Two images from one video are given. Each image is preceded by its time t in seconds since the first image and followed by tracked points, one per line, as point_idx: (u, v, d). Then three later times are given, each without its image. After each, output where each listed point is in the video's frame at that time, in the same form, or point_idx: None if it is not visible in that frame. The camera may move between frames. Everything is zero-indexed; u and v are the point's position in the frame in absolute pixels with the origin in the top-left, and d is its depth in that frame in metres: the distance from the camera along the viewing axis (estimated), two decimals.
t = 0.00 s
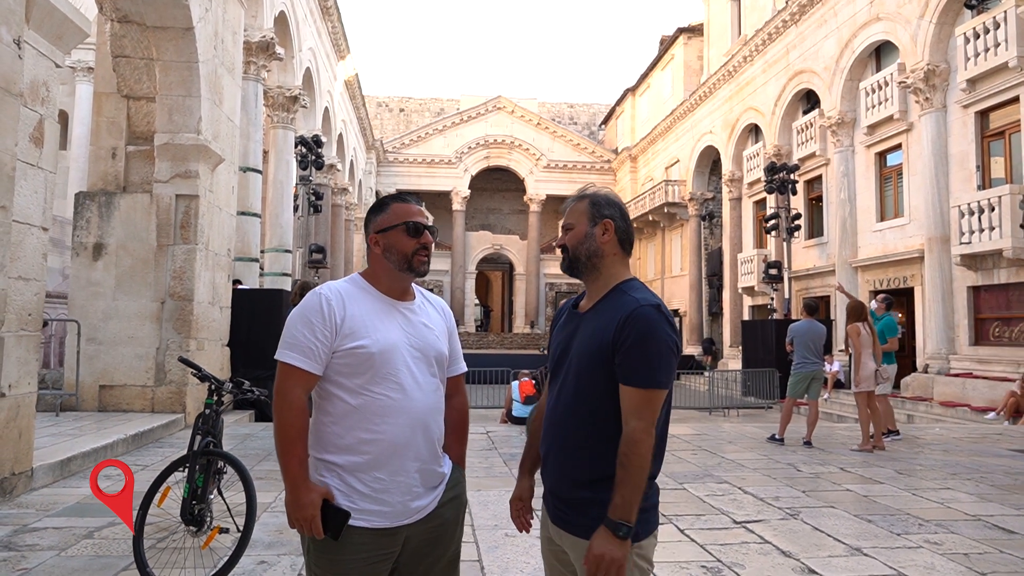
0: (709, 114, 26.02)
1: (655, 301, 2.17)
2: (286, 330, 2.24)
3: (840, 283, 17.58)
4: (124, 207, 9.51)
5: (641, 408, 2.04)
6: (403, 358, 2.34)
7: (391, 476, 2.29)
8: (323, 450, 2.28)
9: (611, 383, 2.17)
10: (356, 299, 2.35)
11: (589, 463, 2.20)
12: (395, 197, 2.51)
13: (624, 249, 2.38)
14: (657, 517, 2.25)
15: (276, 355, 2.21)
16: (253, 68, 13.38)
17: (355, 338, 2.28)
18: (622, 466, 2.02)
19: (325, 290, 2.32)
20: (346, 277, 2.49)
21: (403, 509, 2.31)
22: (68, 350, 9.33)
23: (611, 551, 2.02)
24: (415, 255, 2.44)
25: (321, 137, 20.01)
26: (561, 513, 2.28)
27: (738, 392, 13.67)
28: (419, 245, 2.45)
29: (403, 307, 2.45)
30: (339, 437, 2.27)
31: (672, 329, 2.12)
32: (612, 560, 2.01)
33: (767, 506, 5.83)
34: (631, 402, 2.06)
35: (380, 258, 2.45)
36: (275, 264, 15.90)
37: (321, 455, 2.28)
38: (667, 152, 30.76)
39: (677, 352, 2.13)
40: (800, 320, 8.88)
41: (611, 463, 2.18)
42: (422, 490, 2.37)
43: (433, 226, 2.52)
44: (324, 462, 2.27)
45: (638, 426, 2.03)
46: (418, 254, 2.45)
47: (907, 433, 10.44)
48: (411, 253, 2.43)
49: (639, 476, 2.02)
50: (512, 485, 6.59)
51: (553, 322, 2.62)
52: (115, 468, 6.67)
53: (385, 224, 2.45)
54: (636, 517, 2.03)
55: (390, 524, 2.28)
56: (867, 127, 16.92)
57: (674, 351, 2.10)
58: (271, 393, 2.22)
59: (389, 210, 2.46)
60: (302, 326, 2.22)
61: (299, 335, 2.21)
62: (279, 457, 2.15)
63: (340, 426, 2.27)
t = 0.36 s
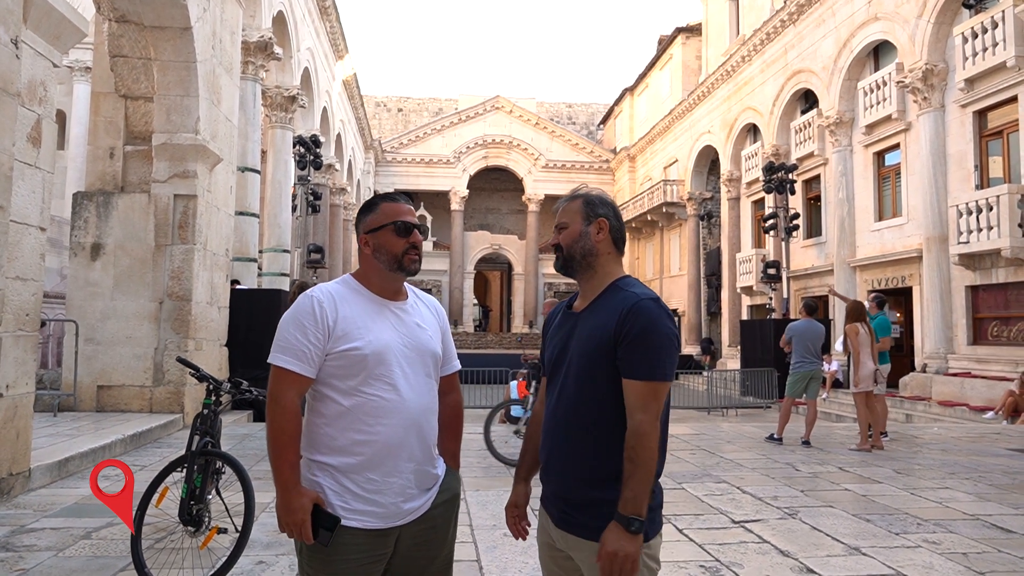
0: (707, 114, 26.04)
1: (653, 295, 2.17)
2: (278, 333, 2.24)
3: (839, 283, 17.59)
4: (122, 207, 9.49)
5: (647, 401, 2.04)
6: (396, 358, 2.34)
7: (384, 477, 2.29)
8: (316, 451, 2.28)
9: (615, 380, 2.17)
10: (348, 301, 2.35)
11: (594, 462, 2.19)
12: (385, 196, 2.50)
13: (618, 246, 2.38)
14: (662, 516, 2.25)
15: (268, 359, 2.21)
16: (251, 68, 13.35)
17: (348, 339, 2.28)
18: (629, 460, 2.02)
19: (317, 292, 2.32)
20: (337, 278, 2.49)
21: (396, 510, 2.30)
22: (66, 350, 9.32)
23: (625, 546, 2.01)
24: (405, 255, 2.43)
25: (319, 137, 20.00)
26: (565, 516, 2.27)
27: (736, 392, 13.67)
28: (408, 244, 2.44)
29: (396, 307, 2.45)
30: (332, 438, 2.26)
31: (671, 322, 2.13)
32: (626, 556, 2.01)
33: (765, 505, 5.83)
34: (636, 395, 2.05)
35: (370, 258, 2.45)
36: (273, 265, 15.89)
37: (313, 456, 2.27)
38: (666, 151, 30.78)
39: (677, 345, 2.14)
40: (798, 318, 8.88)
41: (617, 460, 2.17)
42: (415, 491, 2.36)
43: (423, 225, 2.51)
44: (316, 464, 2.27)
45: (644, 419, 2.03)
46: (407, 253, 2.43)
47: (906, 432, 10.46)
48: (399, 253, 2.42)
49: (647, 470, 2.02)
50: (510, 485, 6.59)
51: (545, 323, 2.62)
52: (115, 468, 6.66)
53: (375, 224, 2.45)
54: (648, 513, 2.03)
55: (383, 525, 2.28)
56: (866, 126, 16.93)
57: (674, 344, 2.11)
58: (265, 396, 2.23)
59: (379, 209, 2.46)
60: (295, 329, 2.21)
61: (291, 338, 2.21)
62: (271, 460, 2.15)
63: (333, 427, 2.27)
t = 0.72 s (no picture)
0: (705, 114, 26.07)
1: (660, 293, 2.19)
2: (273, 334, 2.23)
3: (837, 283, 17.60)
4: (120, 209, 9.48)
5: (664, 398, 2.05)
6: (393, 358, 2.34)
7: (383, 478, 2.29)
8: (313, 452, 2.28)
9: (626, 378, 2.18)
10: (343, 302, 2.35)
11: (605, 462, 2.19)
12: (379, 197, 2.50)
13: (618, 246, 2.40)
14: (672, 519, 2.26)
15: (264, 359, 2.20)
16: (248, 69, 13.35)
17: (344, 339, 2.28)
18: (656, 460, 2.03)
19: (312, 292, 2.32)
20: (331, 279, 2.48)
21: (395, 510, 2.31)
22: (64, 352, 9.30)
23: (669, 549, 2.01)
24: (399, 255, 2.44)
25: (317, 138, 20.02)
26: (574, 520, 2.26)
27: (734, 392, 13.68)
28: (398, 244, 2.44)
29: (391, 307, 2.45)
30: (329, 439, 2.26)
31: (680, 319, 2.14)
32: (673, 558, 2.00)
33: (763, 506, 5.84)
34: (653, 393, 2.06)
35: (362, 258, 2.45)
36: (271, 266, 15.89)
37: (311, 457, 2.27)
38: (664, 152, 30.80)
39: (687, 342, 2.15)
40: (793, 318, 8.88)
41: (633, 460, 2.18)
42: (414, 492, 2.37)
43: (417, 225, 2.52)
44: (315, 465, 2.26)
45: (665, 417, 2.04)
46: (396, 252, 2.43)
47: (903, 432, 10.47)
48: (389, 251, 2.42)
49: (677, 468, 2.03)
50: (508, 485, 6.59)
51: (544, 326, 2.62)
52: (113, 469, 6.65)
53: (368, 224, 2.45)
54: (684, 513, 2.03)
55: (381, 525, 2.29)
56: (863, 127, 16.96)
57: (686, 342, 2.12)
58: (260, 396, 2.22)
59: (373, 210, 2.46)
60: (290, 330, 2.21)
61: (286, 339, 2.21)
62: (269, 459, 2.13)
63: (331, 427, 2.26)
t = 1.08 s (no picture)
0: (709, 115, 26.04)
1: (670, 294, 2.19)
2: (280, 334, 2.26)
3: (841, 284, 17.56)
4: (125, 209, 9.51)
5: (671, 402, 2.05)
6: (399, 358, 2.34)
7: (388, 477, 2.29)
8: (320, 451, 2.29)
9: (634, 379, 2.17)
10: (350, 302, 2.36)
11: (611, 464, 2.19)
12: (389, 200, 2.51)
13: (631, 247, 2.39)
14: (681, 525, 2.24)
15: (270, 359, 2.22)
16: (252, 70, 13.37)
17: (350, 339, 2.29)
18: (659, 463, 2.03)
19: (320, 293, 2.34)
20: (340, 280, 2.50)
21: (401, 510, 2.30)
22: (69, 352, 9.32)
23: (665, 554, 2.00)
24: (409, 256, 2.44)
25: (321, 139, 20.04)
26: (580, 522, 2.26)
27: (738, 394, 13.65)
28: (409, 246, 2.44)
29: (399, 309, 2.46)
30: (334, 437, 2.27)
31: (690, 321, 2.14)
32: (669, 563, 1.99)
33: (767, 508, 5.83)
34: (658, 395, 2.06)
35: (373, 259, 2.46)
36: (275, 266, 15.91)
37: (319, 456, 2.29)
38: (667, 153, 30.78)
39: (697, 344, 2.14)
40: (797, 318, 8.87)
41: (639, 463, 2.17)
42: (421, 492, 2.37)
43: (427, 227, 2.52)
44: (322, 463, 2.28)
45: (671, 421, 2.04)
46: (409, 256, 2.44)
47: (908, 434, 10.44)
48: (401, 255, 2.43)
49: (679, 474, 2.02)
50: (512, 486, 6.59)
51: (556, 327, 2.62)
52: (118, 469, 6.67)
53: (380, 226, 2.46)
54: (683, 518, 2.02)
55: (386, 526, 2.28)
56: (867, 128, 16.93)
57: (695, 345, 2.11)
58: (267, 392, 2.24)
59: (383, 212, 2.47)
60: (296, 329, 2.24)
61: (292, 338, 2.23)
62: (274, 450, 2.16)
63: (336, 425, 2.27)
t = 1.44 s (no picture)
0: (709, 115, 26.04)
1: (667, 295, 2.18)
2: (292, 336, 2.26)
3: (842, 284, 17.55)
4: (126, 210, 9.52)
5: (656, 404, 2.05)
6: (407, 359, 2.34)
7: (394, 478, 2.30)
8: (328, 454, 2.30)
9: (624, 380, 2.18)
10: (359, 304, 2.36)
11: (602, 464, 2.20)
12: (398, 200, 2.51)
13: (635, 250, 2.38)
14: (679, 526, 2.23)
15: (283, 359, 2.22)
16: (253, 71, 13.39)
17: (360, 340, 2.29)
18: (639, 465, 2.03)
19: (328, 295, 2.34)
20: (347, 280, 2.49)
21: (407, 510, 2.30)
22: (70, 353, 9.33)
23: (633, 554, 2.01)
24: (420, 259, 2.45)
25: (321, 140, 20.05)
26: (576, 520, 2.27)
27: (739, 393, 13.65)
28: (422, 248, 2.46)
29: (406, 310, 2.46)
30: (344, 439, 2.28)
31: (683, 323, 2.12)
32: (636, 564, 2.00)
33: (768, 507, 5.82)
34: (645, 397, 2.06)
35: (384, 262, 2.45)
36: (276, 267, 15.91)
37: (326, 458, 2.30)
38: (668, 153, 30.78)
39: (689, 346, 2.13)
40: (799, 317, 8.83)
41: (627, 463, 2.17)
42: (426, 493, 2.37)
43: (436, 230, 2.53)
44: (330, 465, 2.29)
45: (653, 423, 2.04)
46: (422, 258, 2.46)
47: (909, 434, 10.43)
48: (415, 258, 2.44)
49: (657, 476, 2.02)
50: (512, 486, 6.59)
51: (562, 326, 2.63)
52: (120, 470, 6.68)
53: (389, 228, 2.45)
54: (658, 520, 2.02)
55: (393, 526, 2.28)
56: (868, 128, 16.91)
57: (686, 347, 2.10)
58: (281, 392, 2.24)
59: (390, 214, 2.46)
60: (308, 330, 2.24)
61: (305, 339, 2.23)
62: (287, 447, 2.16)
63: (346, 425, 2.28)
